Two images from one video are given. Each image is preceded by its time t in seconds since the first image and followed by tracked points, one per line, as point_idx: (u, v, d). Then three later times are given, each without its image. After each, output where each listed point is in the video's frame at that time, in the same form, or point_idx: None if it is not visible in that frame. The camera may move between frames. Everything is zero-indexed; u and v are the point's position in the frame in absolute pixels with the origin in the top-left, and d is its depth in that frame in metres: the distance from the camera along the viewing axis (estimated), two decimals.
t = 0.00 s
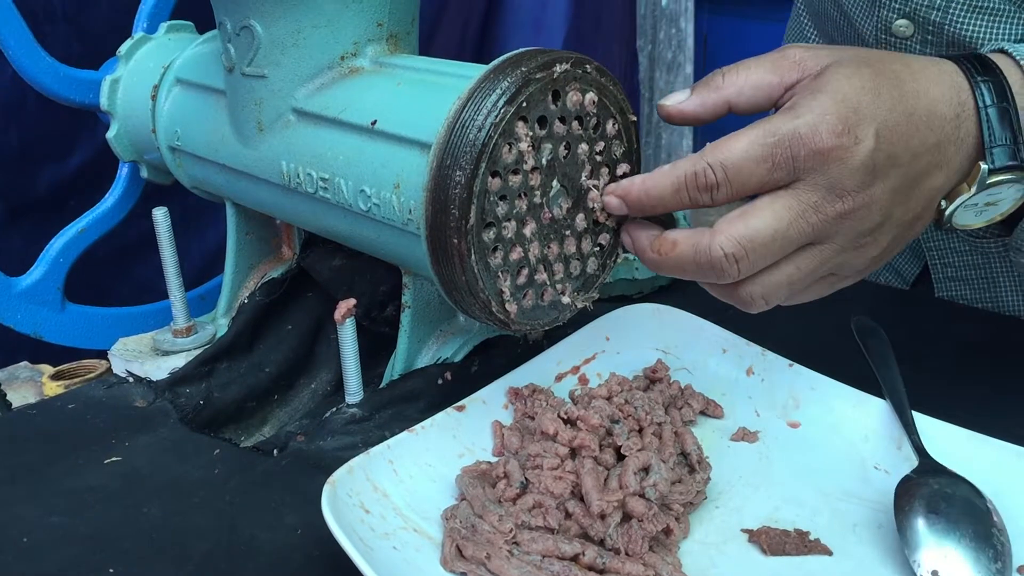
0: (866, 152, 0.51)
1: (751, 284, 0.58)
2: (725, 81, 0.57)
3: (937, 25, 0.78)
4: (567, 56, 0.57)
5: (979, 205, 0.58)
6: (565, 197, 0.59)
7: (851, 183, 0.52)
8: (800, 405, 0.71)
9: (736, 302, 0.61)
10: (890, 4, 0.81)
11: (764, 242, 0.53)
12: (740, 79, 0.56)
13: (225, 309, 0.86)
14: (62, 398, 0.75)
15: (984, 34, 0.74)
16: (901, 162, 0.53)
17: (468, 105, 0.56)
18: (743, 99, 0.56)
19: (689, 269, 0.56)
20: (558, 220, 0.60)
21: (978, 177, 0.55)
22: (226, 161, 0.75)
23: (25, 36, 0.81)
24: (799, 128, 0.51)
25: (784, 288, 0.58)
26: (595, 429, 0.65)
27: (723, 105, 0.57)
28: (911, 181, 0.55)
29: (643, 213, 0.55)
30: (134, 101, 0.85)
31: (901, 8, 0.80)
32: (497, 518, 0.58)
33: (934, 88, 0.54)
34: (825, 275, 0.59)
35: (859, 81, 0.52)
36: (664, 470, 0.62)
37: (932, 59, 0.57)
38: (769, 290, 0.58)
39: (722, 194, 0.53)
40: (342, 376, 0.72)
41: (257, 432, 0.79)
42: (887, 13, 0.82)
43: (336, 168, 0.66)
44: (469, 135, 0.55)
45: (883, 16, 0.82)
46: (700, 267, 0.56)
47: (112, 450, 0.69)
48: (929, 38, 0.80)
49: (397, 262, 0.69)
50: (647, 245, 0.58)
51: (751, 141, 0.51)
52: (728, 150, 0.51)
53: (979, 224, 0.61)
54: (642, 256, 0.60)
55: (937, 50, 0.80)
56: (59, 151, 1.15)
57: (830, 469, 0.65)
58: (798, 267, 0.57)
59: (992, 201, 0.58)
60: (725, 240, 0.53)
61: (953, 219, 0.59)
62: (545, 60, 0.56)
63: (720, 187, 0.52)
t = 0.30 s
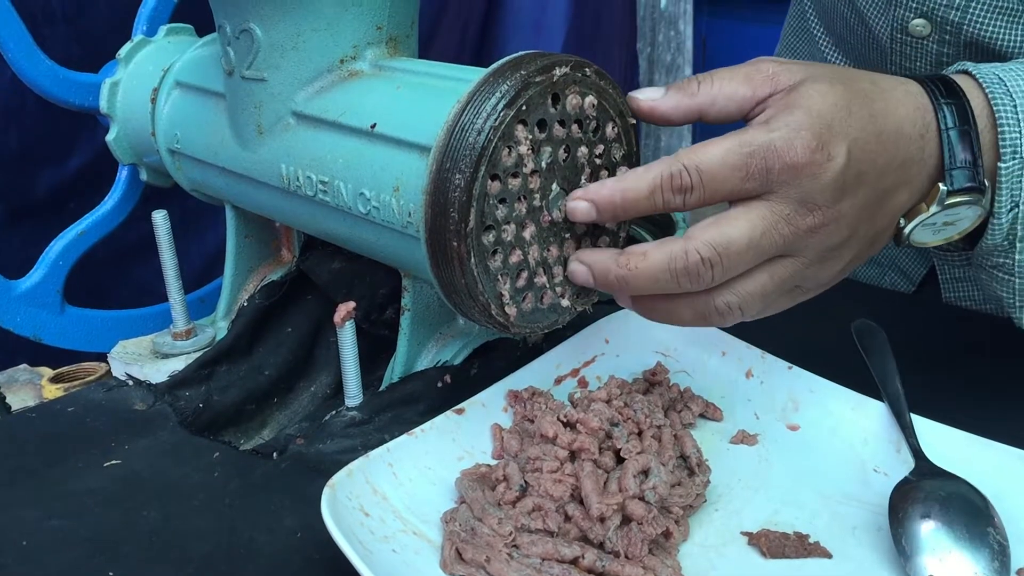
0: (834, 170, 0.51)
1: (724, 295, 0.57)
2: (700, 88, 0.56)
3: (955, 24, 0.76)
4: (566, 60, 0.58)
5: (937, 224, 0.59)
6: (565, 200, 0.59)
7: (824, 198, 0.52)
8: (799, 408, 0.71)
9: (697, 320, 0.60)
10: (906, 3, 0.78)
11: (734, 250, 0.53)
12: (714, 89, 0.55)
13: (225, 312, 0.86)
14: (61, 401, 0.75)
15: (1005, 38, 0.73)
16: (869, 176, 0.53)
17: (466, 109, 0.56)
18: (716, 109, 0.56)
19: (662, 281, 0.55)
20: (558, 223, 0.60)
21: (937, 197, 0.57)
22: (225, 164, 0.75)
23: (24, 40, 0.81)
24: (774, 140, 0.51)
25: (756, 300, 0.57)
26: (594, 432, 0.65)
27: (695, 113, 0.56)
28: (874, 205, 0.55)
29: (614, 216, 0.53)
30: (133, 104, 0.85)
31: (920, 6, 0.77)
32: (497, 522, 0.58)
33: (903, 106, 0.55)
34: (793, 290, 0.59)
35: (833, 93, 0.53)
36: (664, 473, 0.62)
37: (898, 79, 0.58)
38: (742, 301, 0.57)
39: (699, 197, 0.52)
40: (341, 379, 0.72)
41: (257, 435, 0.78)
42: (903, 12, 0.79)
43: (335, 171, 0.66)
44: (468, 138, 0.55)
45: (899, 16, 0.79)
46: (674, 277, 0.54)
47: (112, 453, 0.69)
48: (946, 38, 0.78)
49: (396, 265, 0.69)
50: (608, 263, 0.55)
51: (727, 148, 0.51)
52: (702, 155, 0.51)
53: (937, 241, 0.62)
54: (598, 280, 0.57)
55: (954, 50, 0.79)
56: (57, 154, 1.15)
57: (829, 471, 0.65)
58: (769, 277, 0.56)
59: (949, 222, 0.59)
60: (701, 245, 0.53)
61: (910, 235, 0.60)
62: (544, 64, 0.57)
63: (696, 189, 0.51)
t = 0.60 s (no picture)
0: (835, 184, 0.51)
1: (723, 306, 0.57)
2: (700, 99, 0.56)
3: (961, 31, 0.76)
4: (566, 64, 0.58)
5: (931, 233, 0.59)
6: (566, 204, 0.59)
7: (825, 210, 0.52)
8: (798, 410, 0.71)
9: (694, 329, 0.60)
10: (912, 9, 0.78)
11: (739, 262, 0.53)
12: (714, 100, 0.56)
13: (224, 314, 0.86)
14: (60, 404, 0.75)
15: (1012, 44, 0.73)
16: (868, 191, 0.54)
17: (465, 112, 0.56)
18: (715, 120, 0.56)
19: (664, 291, 0.55)
20: (560, 227, 0.60)
21: (932, 208, 0.57)
22: (224, 167, 0.75)
23: (23, 43, 0.81)
24: (778, 151, 0.51)
25: (754, 310, 0.57)
26: (592, 434, 0.65)
27: (695, 124, 0.56)
28: (872, 217, 0.55)
29: (616, 222, 0.53)
30: (132, 107, 0.85)
31: (925, 12, 0.77)
32: (495, 525, 0.58)
33: (899, 116, 0.55)
34: (789, 301, 0.59)
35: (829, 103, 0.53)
36: (662, 475, 0.62)
37: (896, 89, 0.58)
38: (740, 311, 0.57)
39: (703, 206, 0.52)
40: (340, 382, 0.73)
41: (255, 438, 0.78)
42: (909, 18, 0.79)
43: (334, 174, 0.66)
44: (467, 141, 0.55)
45: (905, 23, 0.80)
46: (675, 288, 0.54)
47: (111, 456, 0.69)
48: (952, 44, 0.78)
49: (395, 268, 0.69)
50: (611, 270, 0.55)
51: (731, 158, 0.50)
52: (706, 165, 0.50)
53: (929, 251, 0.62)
54: (600, 288, 0.57)
55: (960, 56, 0.79)
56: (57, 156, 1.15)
57: (827, 474, 0.65)
58: (769, 288, 0.56)
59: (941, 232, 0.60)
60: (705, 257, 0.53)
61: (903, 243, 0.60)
62: (543, 67, 0.57)
63: (699, 198, 0.51)
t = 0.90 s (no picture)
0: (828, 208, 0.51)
1: (715, 327, 0.57)
2: (697, 97, 0.55)
3: (955, 36, 0.76)
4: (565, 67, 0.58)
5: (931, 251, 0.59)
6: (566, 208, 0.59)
7: (819, 229, 0.52)
8: (798, 413, 0.71)
9: (686, 349, 0.59)
10: (908, 14, 0.78)
11: (732, 285, 0.52)
12: (712, 99, 0.55)
13: (224, 317, 0.86)
14: (60, 407, 0.75)
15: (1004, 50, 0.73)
16: (865, 212, 0.54)
17: (465, 115, 0.57)
18: (711, 119, 0.55)
19: (655, 317, 0.54)
20: (560, 230, 0.60)
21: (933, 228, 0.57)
22: (224, 169, 0.75)
23: (23, 45, 0.81)
24: (773, 169, 0.51)
25: (746, 328, 0.57)
26: (592, 437, 0.65)
27: (690, 122, 0.56)
28: (868, 235, 0.56)
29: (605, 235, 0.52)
30: (132, 109, 0.85)
31: (920, 17, 0.77)
32: (495, 527, 0.58)
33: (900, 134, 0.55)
34: (781, 319, 0.58)
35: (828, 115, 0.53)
36: (662, 478, 0.62)
37: (899, 105, 0.58)
38: (731, 331, 0.57)
39: (699, 229, 0.51)
40: (340, 384, 0.73)
41: (256, 440, 0.78)
42: (906, 24, 0.79)
43: (333, 177, 0.66)
44: (466, 144, 0.55)
45: (902, 28, 0.80)
46: (667, 313, 0.54)
47: (110, 458, 0.69)
48: (947, 49, 0.78)
49: (394, 270, 0.69)
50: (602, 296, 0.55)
51: (726, 177, 0.50)
52: (702, 183, 0.50)
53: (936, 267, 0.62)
54: (590, 312, 0.56)
55: (955, 60, 0.79)
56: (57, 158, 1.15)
57: (827, 476, 0.66)
58: (761, 307, 0.56)
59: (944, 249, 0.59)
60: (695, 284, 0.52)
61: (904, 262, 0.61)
62: (542, 70, 0.57)
63: (693, 222, 0.51)
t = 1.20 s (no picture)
0: (773, 142, 0.41)
1: (633, 290, 0.45)
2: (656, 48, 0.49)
3: (942, 36, 0.76)
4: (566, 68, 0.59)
5: (948, 234, 0.49)
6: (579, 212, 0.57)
7: (761, 175, 0.41)
8: (797, 414, 0.72)
9: (613, 330, 0.48)
10: (896, 15, 0.78)
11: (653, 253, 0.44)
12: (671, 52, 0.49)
13: (224, 317, 0.87)
14: (60, 407, 0.75)
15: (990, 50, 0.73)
16: (823, 159, 0.43)
17: (465, 115, 0.57)
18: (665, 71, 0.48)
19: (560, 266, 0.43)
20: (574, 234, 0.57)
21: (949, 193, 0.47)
22: (225, 170, 0.75)
23: (23, 46, 0.82)
24: (708, 97, 0.41)
25: (679, 304, 0.45)
26: (592, 437, 0.65)
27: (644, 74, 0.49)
28: (838, 193, 0.44)
29: (506, 154, 0.43)
30: (132, 110, 0.85)
31: (908, 18, 0.77)
32: (495, 527, 0.58)
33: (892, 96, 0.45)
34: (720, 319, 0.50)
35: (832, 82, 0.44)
36: (662, 478, 0.62)
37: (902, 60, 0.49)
38: (658, 300, 0.45)
39: (613, 146, 0.41)
40: (340, 384, 0.73)
41: (256, 440, 0.78)
42: (895, 24, 0.79)
43: (333, 177, 0.66)
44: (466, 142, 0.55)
45: (892, 28, 0.80)
46: (567, 256, 0.42)
47: (111, 459, 0.69)
48: (936, 46, 0.78)
49: (395, 270, 0.69)
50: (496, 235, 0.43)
51: (645, 99, 0.41)
52: (618, 107, 0.41)
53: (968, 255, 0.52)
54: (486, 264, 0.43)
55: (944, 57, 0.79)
56: (56, 158, 1.15)
57: (827, 477, 0.65)
58: (693, 272, 0.44)
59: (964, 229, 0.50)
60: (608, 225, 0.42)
61: (920, 253, 0.50)
62: (541, 70, 0.58)
63: (609, 134, 0.41)
